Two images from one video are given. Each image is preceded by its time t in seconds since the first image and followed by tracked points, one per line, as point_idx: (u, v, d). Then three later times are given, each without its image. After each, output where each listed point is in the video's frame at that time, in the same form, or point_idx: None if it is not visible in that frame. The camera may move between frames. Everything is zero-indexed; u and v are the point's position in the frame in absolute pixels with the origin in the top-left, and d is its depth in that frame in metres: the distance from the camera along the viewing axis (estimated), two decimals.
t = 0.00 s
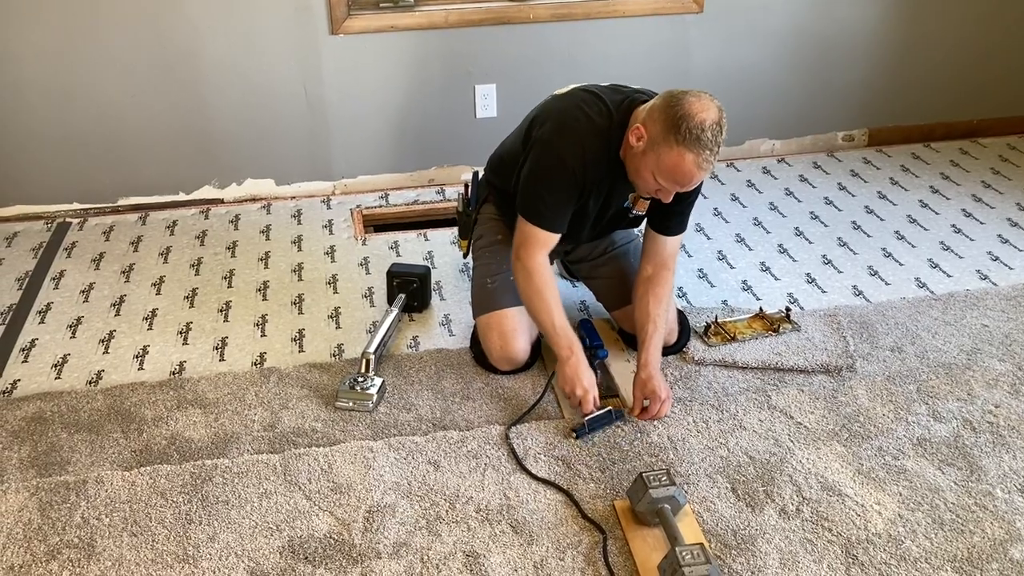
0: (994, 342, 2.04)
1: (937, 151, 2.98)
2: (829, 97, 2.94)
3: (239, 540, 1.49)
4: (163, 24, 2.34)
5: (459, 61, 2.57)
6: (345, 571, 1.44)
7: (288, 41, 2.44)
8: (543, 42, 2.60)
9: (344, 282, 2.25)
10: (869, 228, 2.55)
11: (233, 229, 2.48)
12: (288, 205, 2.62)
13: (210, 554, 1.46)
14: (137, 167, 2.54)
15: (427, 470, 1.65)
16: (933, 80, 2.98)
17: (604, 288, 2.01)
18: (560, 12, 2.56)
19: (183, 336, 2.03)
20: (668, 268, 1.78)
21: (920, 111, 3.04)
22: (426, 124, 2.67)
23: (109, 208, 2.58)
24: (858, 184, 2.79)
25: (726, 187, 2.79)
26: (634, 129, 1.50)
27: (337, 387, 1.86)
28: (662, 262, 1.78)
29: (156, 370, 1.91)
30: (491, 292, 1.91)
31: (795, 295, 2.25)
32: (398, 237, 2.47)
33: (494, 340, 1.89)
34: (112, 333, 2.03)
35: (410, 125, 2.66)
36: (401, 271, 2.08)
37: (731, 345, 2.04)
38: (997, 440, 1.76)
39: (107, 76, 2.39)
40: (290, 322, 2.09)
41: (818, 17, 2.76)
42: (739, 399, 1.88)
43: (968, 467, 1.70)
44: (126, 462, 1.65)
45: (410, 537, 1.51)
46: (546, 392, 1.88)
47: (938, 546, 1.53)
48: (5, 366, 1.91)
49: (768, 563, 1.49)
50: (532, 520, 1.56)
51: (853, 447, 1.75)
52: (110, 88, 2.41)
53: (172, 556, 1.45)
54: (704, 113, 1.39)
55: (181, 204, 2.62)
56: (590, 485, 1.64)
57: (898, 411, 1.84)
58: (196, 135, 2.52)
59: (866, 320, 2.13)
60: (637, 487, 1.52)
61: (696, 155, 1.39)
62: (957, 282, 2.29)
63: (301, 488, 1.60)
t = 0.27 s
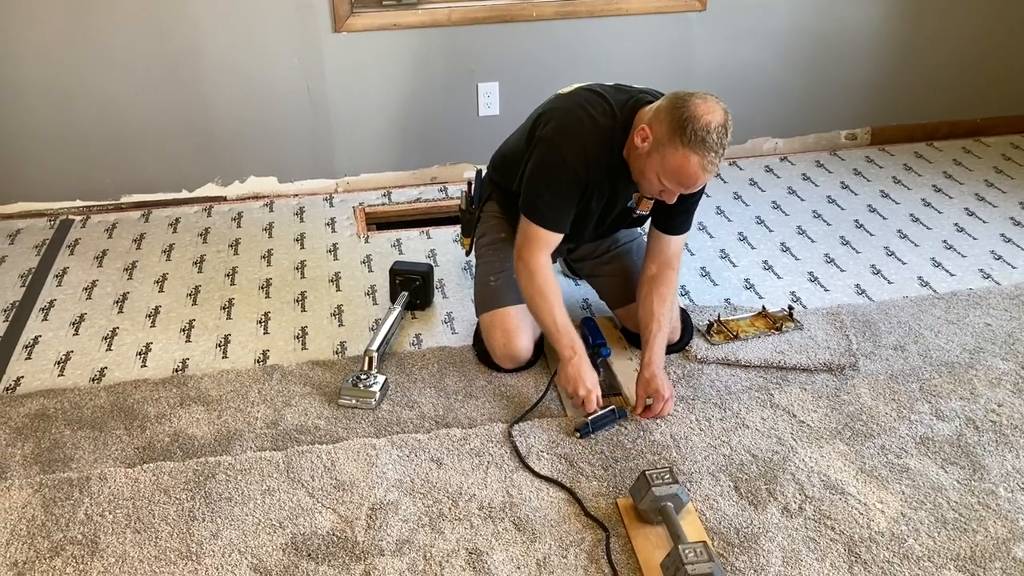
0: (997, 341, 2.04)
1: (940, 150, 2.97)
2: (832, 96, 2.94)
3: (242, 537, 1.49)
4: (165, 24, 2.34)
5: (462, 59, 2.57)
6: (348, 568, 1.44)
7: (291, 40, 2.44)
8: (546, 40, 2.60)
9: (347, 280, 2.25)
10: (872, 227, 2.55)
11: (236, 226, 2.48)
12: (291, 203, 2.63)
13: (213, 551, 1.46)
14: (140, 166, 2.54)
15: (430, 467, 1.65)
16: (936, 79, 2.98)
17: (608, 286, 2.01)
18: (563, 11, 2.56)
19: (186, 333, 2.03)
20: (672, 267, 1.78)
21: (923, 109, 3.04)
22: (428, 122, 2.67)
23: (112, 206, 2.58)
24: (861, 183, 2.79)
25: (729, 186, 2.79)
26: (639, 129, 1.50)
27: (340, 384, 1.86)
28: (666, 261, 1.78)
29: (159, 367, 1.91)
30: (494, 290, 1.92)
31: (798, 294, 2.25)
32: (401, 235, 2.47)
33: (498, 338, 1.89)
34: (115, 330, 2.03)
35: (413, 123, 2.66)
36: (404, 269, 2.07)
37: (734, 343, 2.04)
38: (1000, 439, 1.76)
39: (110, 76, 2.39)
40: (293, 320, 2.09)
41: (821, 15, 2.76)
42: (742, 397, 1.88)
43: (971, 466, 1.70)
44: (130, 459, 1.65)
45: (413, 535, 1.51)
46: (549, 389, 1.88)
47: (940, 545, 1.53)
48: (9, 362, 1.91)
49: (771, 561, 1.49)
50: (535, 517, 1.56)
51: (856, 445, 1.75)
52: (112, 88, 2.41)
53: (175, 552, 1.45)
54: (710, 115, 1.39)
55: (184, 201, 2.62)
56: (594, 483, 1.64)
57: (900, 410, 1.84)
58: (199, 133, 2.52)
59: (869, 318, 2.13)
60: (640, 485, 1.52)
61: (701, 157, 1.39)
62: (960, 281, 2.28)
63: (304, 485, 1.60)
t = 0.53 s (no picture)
0: (1000, 341, 2.04)
1: (943, 150, 2.97)
2: (835, 95, 2.94)
3: (244, 534, 1.49)
4: (167, 23, 2.34)
5: (464, 57, 2.57)
6: (351, 566, 1.44)
7: (293, 39, 2.44)
8: (549, 38, 2.60)
9: (349, 278, 2.25)
10: (875, 226, 2.55)
11: (238, 224, 2.48)
12: (293, 200, 2.63)
13: (216, 548, 1.46)
14: (142, 164, 2.55)
15: (432, 466, 1.65)
16: (939, 78, 2.98)
17: (610, 285, 2.01)
18: (565, 9, 2.55)
19: (188, 331, 2.03)
20: (674, 265, 1.78)
21: (925, 109, 3.03)
22: (431, 120, 2.66)
23: (114, 203, 2.58)
24: (863, 182, 2.78)
25: (731, 185, 2.79)
26: (640, 127, 1.50)
27: (342, 382, 1.86)
28: (668, 259, 1.78)
29: (161, 365, 1.91)
30: (496, 289, 1.92)
31: (801, 293, 2.25)
32: (403, 233, 2.47)
33: (499, 337, 1.89)
34: (117, 327, 2.03)
35: (415, 121, 2.65)
36: (406, 267, 2.07)
37: (736, 342, 2.04)
38: (1002, 439, 1.76)
39: (111, 74, 2.39)
40: (295, 318, 2.09)
41: (824, 14, 2.76)
42: (744, 396, 1.88)
43: (973, 465, 1.70)
44: (132, 456, 1.65)
45: (415, 533, 1.51)
46: (551, 388, 1.88)
47: (943, 544, 1.53)
48: (11, 360, 1.91)
49: (773, 560, 1.49)
50: (537, 516, 1.56)
51: (858, 445, 1.75)
52: (113, 86, 2.41)
53: (178, 550, 1.45)
54: (711, 112, 1.39)
55: (186, 199, 2.62)
56: (595, 482, 1.64)
57: (903, 409, 1.84)
58: (201, 131, 2.52)
59: (871, 317, 2.13)
60: (642, 484, 1.52)
61: (702, 154, 1.38)
62: (962, 280, 2.28)
63: (307, 483, 1.60)
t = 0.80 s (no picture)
0: (1001, 341, 2.04)
1: (945, 150, 2.97)
2: (837, 94, 2.94)
3: (246, 532, 1.49)
4: (169, 23, 2.35)
5: (466, 56, 2.57)
6: (352, 563, 1.45)
7: (294, 37, 2.44)
8: (551, 37, 2.60)
9: (351, 276, 2.25)
10: (877, 225, 2.55)
11: (240, 222, 2.48)
12: (295, 199, 2.63)
13: (217, 546, 1.46)
14: (144, 163, 2.55)
15: (434, 464, 1.66)
16: (941, 78, 2.97)
17: (611, 284, 2.01)
18: (567, 8, 2.55)
19: (190, 329, 2.03)
20: (676, 265, 1.78)
21: (928, 108, 3.03)
22: (433, 119, 2.66)
23: (116, 201, 2.58)
24: (865, 181, 2.78)
25: (733, 184, 2.79)
26: (636, 132, 1.50)
27: (344, 380, 1.86)
28: (671, 259, 1.78)
29: (163, 362, 1.92)
30: (497, 286, 1.92)
31: (802, 292, 2.25)
32: (405, 232, 2.47)
33: (500, 333, 1.89)
34: (119, 325, 2.04)
35: (417, 120, 2.65)
36: (408, 266, 2.07)
37: (737, 341, 2.04)
38: (1004, 438, 1.76)
39: (114, 74, 2.39)
40: (297, 316, 2.09)
41: (826, 14, 2.76)
42: (745, 396, 1.88)
43: (974, 465, 1.70)
44: (134, 453, 1.65)
45: (416, 531, 1.51)
46: (552, 387, 1.88)
47: (944, 544, 1.53)
48: (13, 357, 1.91)
49: (773, 559, 1.49)
50: (538, 514, 1.56)
51: (859, 444, 1.75)
52: (116, 86, 2.41)
53: (179, 547, 1.46)
54: (704, 115, 1.39)
55: (188, 197, 2.62)
56: (597, 480, 1.64)
57: (904, 409, 1.84)
58: (203, 129, 2.53)
59: (873, 317, 2.13)
60: (643, 483, 1.52)
61: (696, 159, 1.38)
62: (964, 280, 2.28)
63: (308, 481, 1.60)
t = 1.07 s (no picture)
0: (1005, 340, 2.04)
1: (948, 149, 2.96)
2: (840, 93, 2.93)
3: (249, 529, 1.49)
4: (171, 20, 2.34)
5: (469, 54, 2.57)
6: (355, 561, 1.44)
7: (296, 34, 2.44)
8: (554, 35, 2.60)
9: (353, 274, 2.25)
10: (879, 225, 2.54)
11: (243, 220, 2.49)
12: (298, 197, 2.63)
13: (220, 543, 1.46)
14: (147, 160, 2.55)
15: (436, 462, 1.65)
16: (944, 77, 2.97)
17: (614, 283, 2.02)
18: (571, 6, 2.55)
19: (193, 326, 2.03)
20: (671, 264, 1.78)
21: (931, 108, 3.03)
22: (435, 117, 2.66)
23: (119, 198, 2.58)
24: (868, 181, 2.78)
25: (735, 183, 2.79)
26: (637, 126, 1.50)
27: (346, 378, 1.86)
28: (666, 258, 1.78)
29: (166, 360, 1.92)
30: (498, 287, 1.91)
31: (805, 291, 2.25)
32: (407, 230, 2.47)
33: (501, 334, 1.89)
34: (122, 322, 2.04)
35: (420, 118, 2.65)
36: (411, 264, 2.07)
37: (740, 340, 2.04)
38: (1007, 438, 1.76)
39: (117, 71, 2.39)
40: (300, 313, 2.09)
41: (830, 12, 2.75)
42: (748, 394, 1.88)
43: (978, 464, 1.69)
44: (137, 451, 1.65)
45: (419, 529, 1.51)
46: (554, 385, 1.88)
47: (947, 543, 1.52)
48: (16, 354, 1.91)
49: (776, 558, 1.49)
50: (541, 512, 1.56)
51: (862, 443, 1.75)
52: (119, 83, 2.41)
53: (182, 544, 1.46)
54: (706, 109, 1.38)
55: (191, 194, 2.62)
56: (599, 479, 1.64)
57: (907, 408, 1.84)
58: (206, 126, 2.53)
59: (876, 316, 2.13)
60: (646, 481, 1.52)
61: (697, 153, 1.38)
62: (967, 280, 2.28)
63: (311, 478, 1.60)
